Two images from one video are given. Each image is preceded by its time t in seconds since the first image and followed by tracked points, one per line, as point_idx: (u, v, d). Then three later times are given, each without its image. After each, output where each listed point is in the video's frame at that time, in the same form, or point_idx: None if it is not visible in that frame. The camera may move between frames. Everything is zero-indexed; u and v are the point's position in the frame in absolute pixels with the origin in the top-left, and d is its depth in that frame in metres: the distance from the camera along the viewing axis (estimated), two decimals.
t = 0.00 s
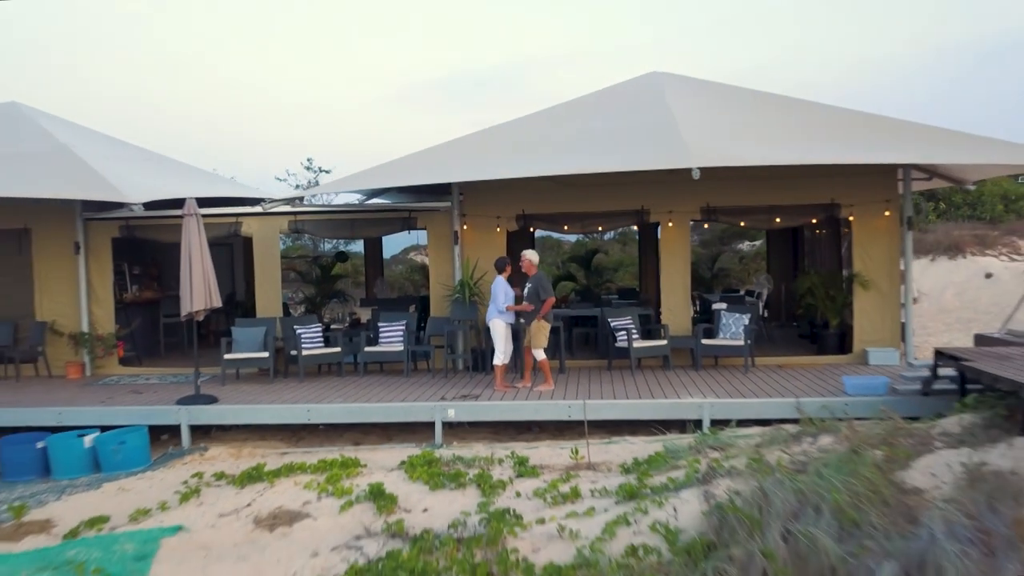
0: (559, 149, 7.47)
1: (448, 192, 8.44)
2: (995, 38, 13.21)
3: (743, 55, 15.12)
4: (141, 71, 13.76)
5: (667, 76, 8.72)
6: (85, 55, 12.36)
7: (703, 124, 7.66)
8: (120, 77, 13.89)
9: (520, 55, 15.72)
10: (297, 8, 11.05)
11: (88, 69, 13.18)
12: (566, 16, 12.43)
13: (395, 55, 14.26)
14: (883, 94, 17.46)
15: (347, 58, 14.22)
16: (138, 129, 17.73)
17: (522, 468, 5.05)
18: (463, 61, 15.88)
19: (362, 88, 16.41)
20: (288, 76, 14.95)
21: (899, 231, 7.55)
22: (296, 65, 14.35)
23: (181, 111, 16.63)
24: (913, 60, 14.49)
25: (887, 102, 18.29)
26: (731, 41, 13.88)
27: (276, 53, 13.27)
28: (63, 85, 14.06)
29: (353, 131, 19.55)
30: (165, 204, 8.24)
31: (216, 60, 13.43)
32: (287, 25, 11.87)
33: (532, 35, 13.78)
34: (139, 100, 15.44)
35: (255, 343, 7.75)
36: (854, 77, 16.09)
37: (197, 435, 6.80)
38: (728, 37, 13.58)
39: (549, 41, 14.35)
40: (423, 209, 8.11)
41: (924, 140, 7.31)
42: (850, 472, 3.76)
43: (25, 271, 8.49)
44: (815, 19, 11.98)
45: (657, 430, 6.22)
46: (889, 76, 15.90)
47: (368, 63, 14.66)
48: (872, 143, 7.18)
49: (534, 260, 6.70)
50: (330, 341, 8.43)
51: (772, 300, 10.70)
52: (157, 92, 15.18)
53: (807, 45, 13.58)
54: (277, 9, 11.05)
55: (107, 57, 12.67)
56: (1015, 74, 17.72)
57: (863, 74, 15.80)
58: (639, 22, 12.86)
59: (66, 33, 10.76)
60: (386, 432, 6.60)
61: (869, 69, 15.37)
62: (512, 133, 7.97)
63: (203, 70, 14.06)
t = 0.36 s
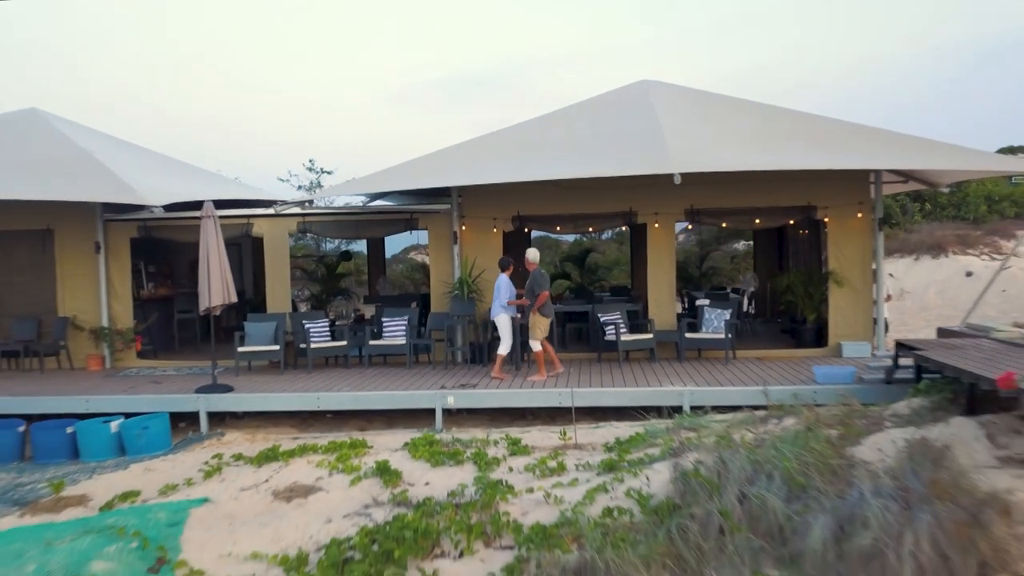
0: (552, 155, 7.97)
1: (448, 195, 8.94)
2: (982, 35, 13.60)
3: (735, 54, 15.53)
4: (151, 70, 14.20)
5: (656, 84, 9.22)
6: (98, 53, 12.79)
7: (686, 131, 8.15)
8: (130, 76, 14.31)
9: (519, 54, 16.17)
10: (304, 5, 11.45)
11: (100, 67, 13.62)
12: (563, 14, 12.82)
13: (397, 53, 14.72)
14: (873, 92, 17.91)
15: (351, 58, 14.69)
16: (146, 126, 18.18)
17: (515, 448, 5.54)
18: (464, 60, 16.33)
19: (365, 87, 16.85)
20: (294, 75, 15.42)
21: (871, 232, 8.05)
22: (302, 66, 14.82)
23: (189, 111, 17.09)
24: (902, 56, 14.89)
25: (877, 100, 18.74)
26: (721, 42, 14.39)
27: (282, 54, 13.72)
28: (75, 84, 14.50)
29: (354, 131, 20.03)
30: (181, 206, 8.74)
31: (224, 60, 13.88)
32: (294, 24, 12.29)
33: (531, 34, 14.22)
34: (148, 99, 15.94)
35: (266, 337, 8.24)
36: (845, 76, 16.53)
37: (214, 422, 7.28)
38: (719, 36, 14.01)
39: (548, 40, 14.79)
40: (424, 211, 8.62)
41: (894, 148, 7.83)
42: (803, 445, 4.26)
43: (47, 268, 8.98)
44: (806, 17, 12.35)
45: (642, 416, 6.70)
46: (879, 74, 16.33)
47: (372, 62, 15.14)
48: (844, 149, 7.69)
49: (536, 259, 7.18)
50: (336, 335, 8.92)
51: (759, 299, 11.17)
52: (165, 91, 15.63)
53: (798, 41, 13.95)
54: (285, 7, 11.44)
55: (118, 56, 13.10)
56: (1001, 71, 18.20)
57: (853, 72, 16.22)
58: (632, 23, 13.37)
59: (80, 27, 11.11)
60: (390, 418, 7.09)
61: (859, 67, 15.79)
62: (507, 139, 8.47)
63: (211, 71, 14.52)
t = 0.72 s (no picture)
0: (545, 160, 8.47)
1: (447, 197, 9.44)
2: (969, 34, 14.02)
3: (728, 54, 15.97)
4: (162, 69, 14.66)
5: (646, 93, 9.73)
6: (112, 51, 13.24)
7: (672, 137, 8.65)
8: (141, 74, 14.77)
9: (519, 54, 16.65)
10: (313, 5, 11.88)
11: (113, 66, 14.06)
12: (562, 12, 13.25)
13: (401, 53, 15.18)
14: (865, 92, 18.36)
15: (356, 57, 15.15)
16: (154, 124, 18.64)
17: (509, 432, 6.02)
18: (465, 60, 16.79)
19: (369, 87, 17.32)
20: (300, 75, 15.88)
21: (846, 232, 8.54)
22: (308, 66, 15.28)
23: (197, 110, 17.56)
24: (892, 55, 15.30)
25: (869, 99, 19.19)
26: (713, 42, 14.89)
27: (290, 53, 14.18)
28: (87, 82, 14.95)
29: (357, 130, 20.52)
30: (195, 208, 9.23)
31: (233, 59, 14.34)
32: (302, 24, 12.74)
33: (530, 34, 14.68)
34: (157, 97, 16.42)
35: (276, 332, 8.74)
36: (837, 75, 16.97)
37: (228, 411, 7.77)
38: (714, 35, 14.45)
39: (547, 39, 15.25)
40: (425, 213, 9.14)
41: (867, 154, 8.33)
42: (765, 423, 4.74)
43: (68, 267, 9.46)
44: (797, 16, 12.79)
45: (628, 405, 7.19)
46: (870, 74, 16.76)
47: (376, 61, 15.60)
48: (820, 156, 8.19)
49: (542, 260, 7.67)
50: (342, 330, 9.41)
51: (747, 297, 11.53)
52: (175, 90, 16.09)
53: (791, 40, 14.37)
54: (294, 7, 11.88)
55: (131, 54, 13.55)
56: (989, 71, 18.67)
57: (845, 71, 16.66)
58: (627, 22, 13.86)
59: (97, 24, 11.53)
60: (393, 408, 7.58)
61: (850, 66, 16.23)
62: (504, 145, 8.98)
63: (220, 70, 14.98)
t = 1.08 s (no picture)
0: (539, 164, 8.95)
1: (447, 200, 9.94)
2: (957, 33, 14.41)
3: (721, 55, 16.38)
4: (172, 71, 15.09)
5: (636, 100, 10.21)
6: (122, 52, 13.63)
7: (660, 142, 9.14)
8: (151, 74, 15.17)
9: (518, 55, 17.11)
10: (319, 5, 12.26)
11: (124, 67, 14.46)
12: (559, 11, 13.64)
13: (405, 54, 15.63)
14: (855, 92, 18.81)
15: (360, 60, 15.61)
16: (162, 124, 19.08)
17: (504, 419, 6.51)
18: (465, 61, 17.23)
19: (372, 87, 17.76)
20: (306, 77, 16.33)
21: (825, 233, 9.04)
22: (314, 68, 15.74)
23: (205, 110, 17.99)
24: (881, 55, 15.72)
25: (859, 99, 19.63)
26: (707, 42, 15.32)
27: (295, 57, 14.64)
28: (98, 84, 15.35)
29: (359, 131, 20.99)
30: (208, 210, 9.70)
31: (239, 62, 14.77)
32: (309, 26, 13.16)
33: (528, 34, 15.13)
34: (165, 97, 16.87)
35: (285, 328, 9.23)
36: (828, 74, 17.37)
37: (240, 401, 8.26)
38: (708, 35, 14.83)
39: (546, 39, 15.67)
40: (426, 214, 9.63)
41: (843, 159, 8.84)
42: (736, 405, 5.22)
43: (85, 266, 9.95)
44: (788, 15, 13.18)
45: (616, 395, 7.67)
46: (861, 72, 17.15)
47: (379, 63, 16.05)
48: (798, 161, 8.69)
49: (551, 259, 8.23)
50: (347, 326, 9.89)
51: (736, 295, 11.72)
52: (183, 91, 16.53)
53: (783, 39, 14.75)
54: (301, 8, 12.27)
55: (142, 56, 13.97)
56: (977, 72, 19.16)
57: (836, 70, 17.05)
58: (622, 23, 14.31)
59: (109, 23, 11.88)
60: (396, 398, 8.06)
61: (841, 66, 16.63)
62: (500, 150, 9.47)
63: (228, 74, 15.44)
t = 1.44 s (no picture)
0: (533, 168, 9.42)
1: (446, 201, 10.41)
2: (943, 34, 14.87)
3: (713, 57, 16.82)
4: (180, 72, 15.54)
5: (628, 105, 10.68)
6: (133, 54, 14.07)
7: (648, 146, 9.60)
8: (160, 76, 15.61)
9: (518, 55, 17.58)
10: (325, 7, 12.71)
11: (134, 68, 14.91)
12: (557, 13, 14.08)
13: (407, 55, 16.09)
14: (847, 92, 19.23)
15: (363, 61, 16.07)
16: (168, 124, 19.51)
17: (498, 407, 6.98)
18: (466, 61, 17.70)
19: (374, 88, 18.23)
20: (311, 78, 16.78)
21: (804, 233, 9.51)
22: (320, 69, 16.20)
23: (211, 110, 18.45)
24: (869, 56, 16.14)
25: (850, 100, 20.10)
26: (699, 44, 15.74)
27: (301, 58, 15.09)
28: (108, 85, 15.79)
29: (360, 131, 21.42)
30: (218, 210, 10.18)
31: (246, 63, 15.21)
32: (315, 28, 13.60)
33: (527, 35, 15.57)
34: (172, 97, 17.29)
35: (291, 324, 9.69)
36: (819, 75, 17.83)
37: (250, 392, 8.72)
38: (702, 36, 15.28)
39: (544, 39, 16.10)
40: (426, 215, 10.10)
41: (822, 163, 9.31)
42: (709, 391, 5.71)
43: (100, 265, 10.42)
44: (779, 16, 13.63)
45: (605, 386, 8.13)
46: (850, 73, 17.61)
47: (383, 64, 16.52)
48: (780, 165, 9.17)
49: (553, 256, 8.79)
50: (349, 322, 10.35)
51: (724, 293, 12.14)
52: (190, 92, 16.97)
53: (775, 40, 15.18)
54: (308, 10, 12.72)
55: (152, 57, 14.42)
56: (965, 75, 19.58)
57: (827, 71, 17.51)
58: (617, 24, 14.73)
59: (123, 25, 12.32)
60: (397, 389, 8.53)
61: (831, 67, 17.09)
62: (496, 154, 9.93)
63: (236, 75, 15.89)
